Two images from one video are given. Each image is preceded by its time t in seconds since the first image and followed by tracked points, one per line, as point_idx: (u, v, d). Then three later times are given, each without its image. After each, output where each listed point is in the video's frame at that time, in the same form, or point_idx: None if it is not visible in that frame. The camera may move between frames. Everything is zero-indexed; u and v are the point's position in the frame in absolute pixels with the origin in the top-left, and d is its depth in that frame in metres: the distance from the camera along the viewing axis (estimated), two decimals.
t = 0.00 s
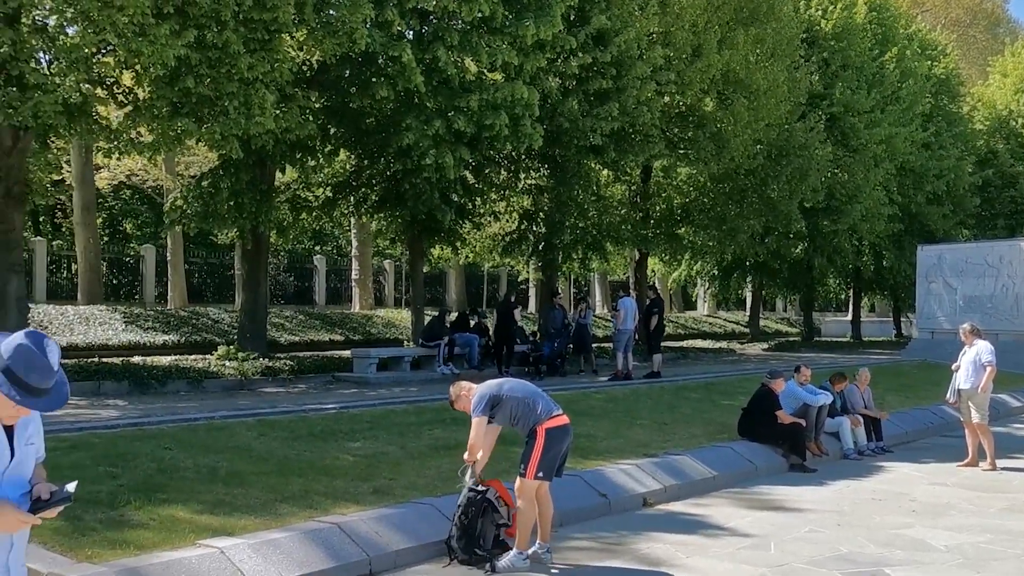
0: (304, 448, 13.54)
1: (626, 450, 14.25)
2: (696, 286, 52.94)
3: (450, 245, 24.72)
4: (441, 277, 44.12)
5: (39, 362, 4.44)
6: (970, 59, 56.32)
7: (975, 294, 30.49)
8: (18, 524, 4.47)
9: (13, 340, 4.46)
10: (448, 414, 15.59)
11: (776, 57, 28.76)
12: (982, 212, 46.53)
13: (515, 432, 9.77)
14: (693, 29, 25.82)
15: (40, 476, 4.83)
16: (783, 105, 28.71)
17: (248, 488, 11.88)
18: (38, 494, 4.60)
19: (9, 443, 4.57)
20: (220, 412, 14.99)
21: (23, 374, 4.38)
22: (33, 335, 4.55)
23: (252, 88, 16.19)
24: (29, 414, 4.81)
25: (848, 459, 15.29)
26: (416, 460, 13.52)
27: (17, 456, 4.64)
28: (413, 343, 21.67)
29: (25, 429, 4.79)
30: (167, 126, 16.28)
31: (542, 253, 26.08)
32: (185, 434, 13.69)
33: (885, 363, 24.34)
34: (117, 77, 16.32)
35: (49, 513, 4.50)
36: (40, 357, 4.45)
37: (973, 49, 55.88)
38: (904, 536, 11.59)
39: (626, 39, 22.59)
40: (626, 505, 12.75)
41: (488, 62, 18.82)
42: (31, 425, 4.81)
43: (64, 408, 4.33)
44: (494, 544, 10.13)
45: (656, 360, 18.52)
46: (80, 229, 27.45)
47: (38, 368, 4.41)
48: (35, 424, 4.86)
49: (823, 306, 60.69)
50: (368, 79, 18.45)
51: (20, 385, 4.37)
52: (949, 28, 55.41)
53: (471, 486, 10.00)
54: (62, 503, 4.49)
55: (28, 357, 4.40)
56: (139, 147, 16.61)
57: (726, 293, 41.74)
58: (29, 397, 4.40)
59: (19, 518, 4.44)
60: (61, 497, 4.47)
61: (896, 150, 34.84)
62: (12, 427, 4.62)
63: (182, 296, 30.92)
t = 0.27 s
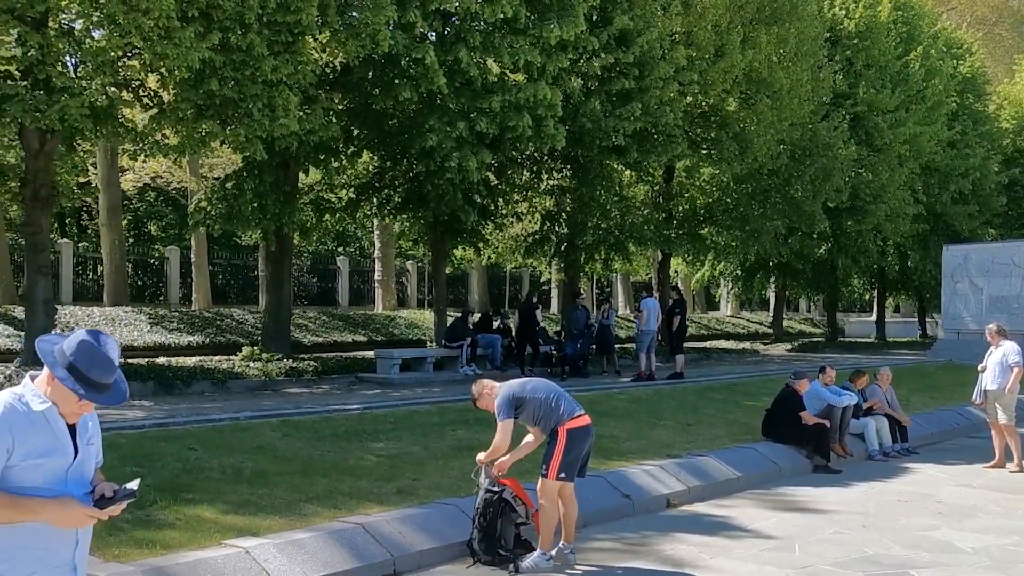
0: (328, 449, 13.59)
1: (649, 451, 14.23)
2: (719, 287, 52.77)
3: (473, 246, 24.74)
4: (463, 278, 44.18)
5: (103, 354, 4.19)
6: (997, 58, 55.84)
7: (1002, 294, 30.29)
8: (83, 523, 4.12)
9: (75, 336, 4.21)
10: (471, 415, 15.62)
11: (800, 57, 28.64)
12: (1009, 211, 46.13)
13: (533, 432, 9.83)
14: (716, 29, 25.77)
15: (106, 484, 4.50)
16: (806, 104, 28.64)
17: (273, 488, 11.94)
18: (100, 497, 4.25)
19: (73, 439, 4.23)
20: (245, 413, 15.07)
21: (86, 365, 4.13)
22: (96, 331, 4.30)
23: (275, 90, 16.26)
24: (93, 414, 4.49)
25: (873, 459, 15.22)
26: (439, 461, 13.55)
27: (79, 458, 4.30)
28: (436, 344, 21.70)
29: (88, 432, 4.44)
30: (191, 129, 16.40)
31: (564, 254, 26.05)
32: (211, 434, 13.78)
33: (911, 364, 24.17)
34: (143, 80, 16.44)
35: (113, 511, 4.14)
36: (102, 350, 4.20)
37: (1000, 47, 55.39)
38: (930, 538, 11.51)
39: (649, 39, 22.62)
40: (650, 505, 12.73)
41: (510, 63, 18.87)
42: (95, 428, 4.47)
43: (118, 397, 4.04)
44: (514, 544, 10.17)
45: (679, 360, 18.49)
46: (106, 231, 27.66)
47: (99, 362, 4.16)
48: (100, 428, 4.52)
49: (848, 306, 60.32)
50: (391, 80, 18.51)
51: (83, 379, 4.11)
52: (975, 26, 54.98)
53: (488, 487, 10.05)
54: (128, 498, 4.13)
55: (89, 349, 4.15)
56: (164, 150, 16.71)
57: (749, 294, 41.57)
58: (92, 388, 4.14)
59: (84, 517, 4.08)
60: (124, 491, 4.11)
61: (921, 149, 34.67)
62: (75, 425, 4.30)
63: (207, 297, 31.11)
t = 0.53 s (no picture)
0: (357, 450, 13.66)
1: (677, 452, 14.20)
2: (747, 287, 52.53)
3: (500, 248, 24.77)
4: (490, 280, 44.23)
5: (183, 347, 4.09)
6: None
7: None
8: (170, 518, 3.99)
9: (153, 331, 4.11)
10: (499, 416, 15.66)
11: (829, 56, 28.50)
12: None
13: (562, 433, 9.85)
14: (743, 28, 25.72)
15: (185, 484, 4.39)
16: (834, 104, 28.52)
17: (303, 489, 12.00)
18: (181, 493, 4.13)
19: (155, 436, 4.11)
20: (275, 414, 15.16)
21: (166, 357, 4.03)
22: (174, 327, 4.20)
23: (304, 93, 16.35)
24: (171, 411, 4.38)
25: (904, 461, 15.13)
26: (467, 462, 13.57)
27: (162, 457, 4.18)
28: (463, 345, 21.74)
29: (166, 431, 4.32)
30: (221, 132, 16.55)
31: (591, 255, 26.03)
32: (241, 435, 13.88)
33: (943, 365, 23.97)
34: (173, 84, 16.58)
35: (198, 506, 4.02)
36: (183, 344, 4.10)
37: None
38: (962, 541, 11.41)
39: (677, 39, 22.60)
40: (679, 507, 12.70)
41: (538, 64, 18.92)
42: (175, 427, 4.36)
43: (200, 393, 3.92)
44: (545, 544, 10.17)
45: (707, 362, 18.45)
46: (137, 233, 27.96)
47: (179, 355, 4.04)
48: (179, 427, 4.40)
49: (879, 306, 59.84)
50: (419, 83, 18.61)
51: (165, 372, 4.01)
52: (1007, 24, 54.43)
53: (519, 487, 10.03)
54: (211, 493, 4.01)
55: (169, 342, 4.04)
56: (194, 152, 16.87)
57: (777, 295, 41.36)
58: (174, 380, 4.04)
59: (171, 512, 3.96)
60: (209, 483, 3.98)
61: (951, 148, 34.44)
62: (155, 423, 4.18)
63: (236, 299, 31.36)
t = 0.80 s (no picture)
0: (382, 450, 13.70)
1: (703, 453, 14.16)
2: (773, 288, 52.28)
3: (524, 249, 24.78)
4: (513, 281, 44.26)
5: (241, 347, 4.12)
6: None
7: None
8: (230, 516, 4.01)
9: (209, 332, 4.14)
10: (524, 417, 15.66)
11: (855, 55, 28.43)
12: None
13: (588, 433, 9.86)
14: (767, 28, 25.65)
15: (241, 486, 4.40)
16: (860, 103, 28.42)
17: (329, 489, 12.04)
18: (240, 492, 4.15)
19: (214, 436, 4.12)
20: (301, 414, 15.24)
21: (223, 356, 4.06)
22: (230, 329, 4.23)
23: (329, 95, 16.42)
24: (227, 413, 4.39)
25: (932, 463, 15.04)
26: (493, 462, 13.59)
27: (219, 458, 4.19)
28: (487, 346, 21.77)
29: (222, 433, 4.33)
30: (247, 134, 16.67)
31: (616, 255, 25.99)
32: (267, 435, 13.95)
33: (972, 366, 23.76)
34: (199, 87, 16.68)
35: (258, 505, 4.03)
36: (241, 345, 4.13)
37: None
38: (992, 543, 11.30)
39: (701, 39, 22.62)
40: (704, 508, 12.65)
41: (562, 65, 18.95)
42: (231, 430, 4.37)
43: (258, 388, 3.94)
44: (571, 546, 10.15)
45: (732, 362, 18.41)
46: (163, 234, 28.21)
47: (236, 352, 4.07)
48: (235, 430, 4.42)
49: (906, 307, 59.38)
50: (443, 84, 18.67)
51: (223, 370, 4.04)
52: None
53: (547, 488, 10.00)
54: (272, 491, 4.02)
55: (225, 341, 4.07)
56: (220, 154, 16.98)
57: (802, 296, 41.15)
58: (232, 378, 4.07)
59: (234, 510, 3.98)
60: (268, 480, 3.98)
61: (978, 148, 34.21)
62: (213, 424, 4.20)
63: (261, 300, 31.56)
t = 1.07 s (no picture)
0: (413, 451, 13.74)
1: (733, 455, 14.11)
2: (803, 288, 52.00)
3: (552, 250, 24.78)
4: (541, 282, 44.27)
5: (292, 353, 4.14)
6: None
7: None
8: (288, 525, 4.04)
9: (259, 336, 4.16)
10: (555, 418, 15.66)
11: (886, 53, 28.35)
12: None
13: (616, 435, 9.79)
14: (796, 27, 25.67)
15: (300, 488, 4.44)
16: (891, 102, 28.31)
17: (361, 490, 12.07)
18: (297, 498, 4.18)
19: (270, 444, 4.15)
20: (332, 415, 15.31)
21: (273, 361, 4.08)
22: (281, 333, 4.25)
23: (359, 98, 16.50)
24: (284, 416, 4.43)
25: (966, 464, 14.95)
26: (523, 463, 13.59)
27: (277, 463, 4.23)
28: (516, 347, 21.81)
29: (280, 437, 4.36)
30: (277, 137, 16.78)
31: (645, 257, 25.94)
32: (299, 437, 14.02)
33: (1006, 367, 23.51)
34: (230, 91, 16.80)
35: (315, 511, 4.06)
36: (292, 350, 4.15)
37: None
38: None
39: (731, 39, 22.64)
40: (735, 509, 12.60)
41: (591, 66, 18.98)
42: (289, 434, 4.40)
43: (312, 391, 3.95)
44: (601, 547, 10.11)
45: (763, 364, 18.36)
46: (194, 237, 28.34)
47: (287, 355, 4.10)
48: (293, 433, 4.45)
49: (937, 308, 58.85)
50: (472, 86, 18.73)
51: (277, 373, 4.06)
52: None
53: (579, 490, 9.96)
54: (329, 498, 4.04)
55: (275, 344, 4.10)
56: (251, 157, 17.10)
57: (833, 297, 40.87)
58: (285, 382, 4.09)
59: (292, 518, 4.01)
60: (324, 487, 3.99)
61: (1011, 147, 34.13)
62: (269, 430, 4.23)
63: (291, 302, 31.72)
